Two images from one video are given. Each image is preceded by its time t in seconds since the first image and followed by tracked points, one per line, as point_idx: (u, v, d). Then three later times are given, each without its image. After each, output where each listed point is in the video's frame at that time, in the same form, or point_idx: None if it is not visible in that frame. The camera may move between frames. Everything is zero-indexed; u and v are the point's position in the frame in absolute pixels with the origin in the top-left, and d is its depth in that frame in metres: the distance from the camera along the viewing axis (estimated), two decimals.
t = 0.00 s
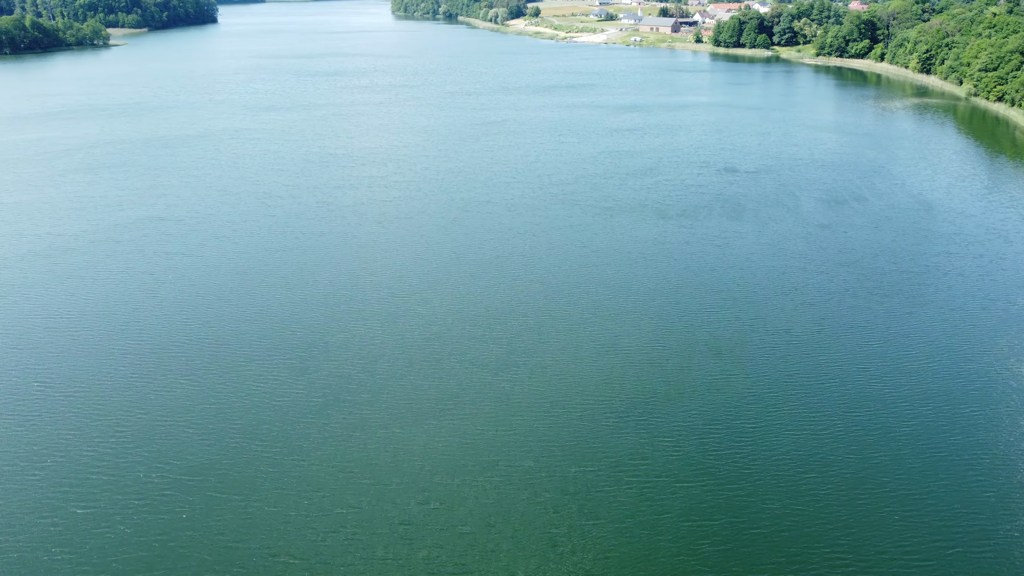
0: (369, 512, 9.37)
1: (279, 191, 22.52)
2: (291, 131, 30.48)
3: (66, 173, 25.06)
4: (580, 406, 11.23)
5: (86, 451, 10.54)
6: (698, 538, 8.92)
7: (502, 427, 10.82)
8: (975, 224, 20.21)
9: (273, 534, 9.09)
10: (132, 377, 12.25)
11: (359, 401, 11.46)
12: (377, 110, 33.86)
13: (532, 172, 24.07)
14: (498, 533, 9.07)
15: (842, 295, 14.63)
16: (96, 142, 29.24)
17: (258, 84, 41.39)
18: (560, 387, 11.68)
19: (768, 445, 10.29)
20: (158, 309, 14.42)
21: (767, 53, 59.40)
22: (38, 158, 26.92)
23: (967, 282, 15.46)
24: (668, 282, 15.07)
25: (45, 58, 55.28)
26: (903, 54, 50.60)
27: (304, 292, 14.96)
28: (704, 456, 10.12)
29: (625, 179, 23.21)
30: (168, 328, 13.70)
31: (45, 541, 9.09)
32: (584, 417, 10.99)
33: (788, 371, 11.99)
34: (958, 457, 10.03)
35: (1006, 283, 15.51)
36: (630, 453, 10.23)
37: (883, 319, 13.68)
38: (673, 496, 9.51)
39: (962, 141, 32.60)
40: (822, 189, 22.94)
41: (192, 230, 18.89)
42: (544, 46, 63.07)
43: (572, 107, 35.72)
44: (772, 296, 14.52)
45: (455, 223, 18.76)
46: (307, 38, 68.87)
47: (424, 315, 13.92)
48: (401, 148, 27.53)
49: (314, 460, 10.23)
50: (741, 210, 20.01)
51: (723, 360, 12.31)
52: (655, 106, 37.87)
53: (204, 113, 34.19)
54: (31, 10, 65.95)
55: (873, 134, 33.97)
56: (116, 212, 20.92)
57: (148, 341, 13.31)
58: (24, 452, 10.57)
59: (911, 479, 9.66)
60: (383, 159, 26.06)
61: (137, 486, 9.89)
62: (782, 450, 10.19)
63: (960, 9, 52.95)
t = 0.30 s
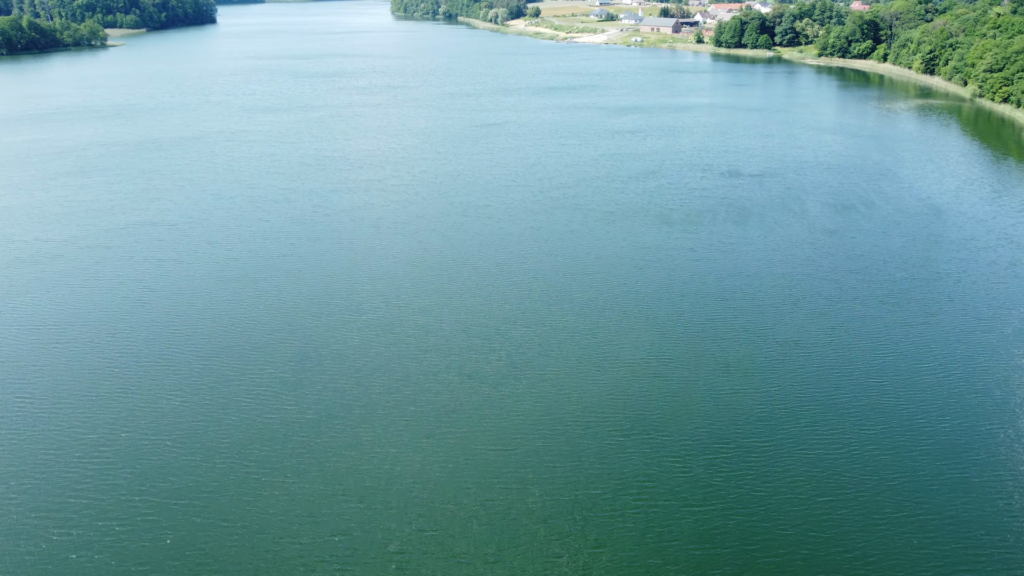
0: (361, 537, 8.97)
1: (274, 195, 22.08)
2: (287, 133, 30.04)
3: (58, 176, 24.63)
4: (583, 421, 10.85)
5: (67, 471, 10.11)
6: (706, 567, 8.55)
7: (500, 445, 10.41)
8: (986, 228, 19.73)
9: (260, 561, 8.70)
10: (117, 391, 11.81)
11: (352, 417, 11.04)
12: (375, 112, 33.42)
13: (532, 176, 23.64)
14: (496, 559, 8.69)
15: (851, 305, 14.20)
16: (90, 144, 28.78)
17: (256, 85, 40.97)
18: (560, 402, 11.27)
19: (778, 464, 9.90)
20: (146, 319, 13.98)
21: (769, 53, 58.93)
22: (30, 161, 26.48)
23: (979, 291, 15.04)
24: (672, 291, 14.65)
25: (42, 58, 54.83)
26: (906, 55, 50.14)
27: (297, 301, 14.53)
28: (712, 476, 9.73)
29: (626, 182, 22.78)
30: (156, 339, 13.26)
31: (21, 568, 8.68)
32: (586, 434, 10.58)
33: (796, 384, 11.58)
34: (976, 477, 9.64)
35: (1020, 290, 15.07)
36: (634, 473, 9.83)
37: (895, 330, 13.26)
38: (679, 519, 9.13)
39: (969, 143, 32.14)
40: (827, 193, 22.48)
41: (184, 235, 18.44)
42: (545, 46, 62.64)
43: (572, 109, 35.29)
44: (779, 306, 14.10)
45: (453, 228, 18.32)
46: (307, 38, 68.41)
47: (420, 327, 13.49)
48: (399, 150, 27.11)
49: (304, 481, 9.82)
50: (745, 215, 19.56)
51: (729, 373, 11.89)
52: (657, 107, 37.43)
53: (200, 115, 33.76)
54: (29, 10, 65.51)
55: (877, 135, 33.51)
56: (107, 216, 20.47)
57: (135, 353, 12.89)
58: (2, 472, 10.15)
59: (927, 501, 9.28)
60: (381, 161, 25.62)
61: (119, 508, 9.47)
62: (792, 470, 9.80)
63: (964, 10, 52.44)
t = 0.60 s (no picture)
0: (355, 565, 8.58)
1: (270, 198, 21.63)
2: (284, 135, 29.59)
3: (50, 178, 24.18)
4: (587, 437, 10.45)
5: (47, 491, 9.68)
6: None
7: (500, 464, 10.00)
8: (997, 233, 19.28)
9: None
10: (102, 405, 11.39)
11: (346, 434, 10.62)
12: (373, 114, 32.97)
13: (532, 178, 23.21)
14: None
15: (861, 314, 13.79)
16: (84, 146, 28.32)
17: (253, 86, 40.48)
18: (563, 418, 10.86)
19: (790, 484, 9.51)
20: (135, 330, 13.55)
21: (770, 54, 58.42)
22: (22, 163, 26.02)
23: (993, 299, 14.60)
24: (677, 300, 14.23)
25: (40, 59, 54.36)
26: (910, 55, 49.65)
27: (291, 310, 14.10)
28: (723, 497, 9.35)
29: (629, 185, 22.34)
30: (144, 351, 12.83)
31: None
32: (590, 451, 10.17)
33: (808, 399, 11.18)
34: (998, 499, 9.25)
35: None
36: (641, 493, 9.45)
37: (908, 341, 12.84)
38: (689, 545, 8.74)
39: (975, 144, 31.65)
40: (834, 196, 22.04)
41: (177, 239, 17.99)
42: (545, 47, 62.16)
43: (573, 110, 34.83)
44: (788, 315, 13.68)
45: (451, 232, 17.87)
46: (306, 38, 67.94)
47: (417, 338, 13.07)
48: (397, 152, 26.65)
49: (296, 504, 9.40)
50: (751, 219, 19.13)
51: (737, 386, 11.48)
52: (659, 109, 36.98)
53: (196, 116, 33.32)
54: (26, 10, 65.02)
55: (882, 137, 33.05)
56: (98, 220, 20.02)
57: (122, 364, 12.47)
58: None
59: (947, 525, 8.89)
60: (379, 164, 25.18)
61: (101, 533, 9.05)
62: (806, 491, 9.40)
63: (968, 10, 51.96)
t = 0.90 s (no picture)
0: None
1: (266, 200, 21.17)
2: (281, 136, 29.14)
3: (43, 181, 23.78)
4: (592, 455, 10.15)
5: (29, 512, 9.32)
6: None
7: (502, 484, 9.69)
8: (1007, 236, 18.87)
9: None
10: (89, 419, 11.02)
11: (341, 452, 10.26)
12: (372, 115, 32.50)
13: (533, 181, 22.79)
14: None
15: (873, 323, 13.40)
16: (78, 148, 27.88)
17: (251, 87, 40.01)
18: (567, 435, 10.53)
19: (803, 506, 9.21)
20: (124, 340, 13.14)
21: (772, 54, 57.96)
22: (15, 165, 25.61)
23: (1008, 307, 14.19)
24: (683, 309, 13.84)
25: (37, 59, 53.93)
26: (913, 55, 49.19)
27: (285, 319, 13.72)
28: (735, 520, 9.05)
29: (631, 188, 21.93)
30: (133, 362, 12.44)
31: None
32: (596, 471, 9.86)
33: (820, 413, 10.84)
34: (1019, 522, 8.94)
35: None
36: (649, 516, 9.15)
37: (922, 352, 12.45)
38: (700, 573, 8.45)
39: (981, 146, 31.21)
40: (841, 199, 21.63)
41: (170, 244, 17.54)
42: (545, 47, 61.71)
43: (574, 111, 34.41)
44: (797, 324, 13.31)
45: (450, 236, 17.45)
46: (305, 39, 67.38)
47: (415, 349, 12.70)
48: (396, 154, 26.24)
49: (289, 527, 9.06)
50: (757, 224, 18.70)
51: (746, 400, 11.14)
52: (660, 110, 36.54)
53: (192, 118, 32.89)
54: (24, 10, 64.57)
55: (888, 138, 32.61)
56: (90, 223, 19.62)
57: (110, 376, 12.09)
58: None
59: (967, 551, 8.60)
60: (377, 165, 24.73)
61: (84, 558, 8.70)
62: (820, 514, 9.10)
63: (971, 10, 51.48)
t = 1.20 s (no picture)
0: None
1: (263, 203, 20.80)
2: (279, 138, 28.77)
3: (36, 183, 23.42)
4: (597, 474, 9.86)
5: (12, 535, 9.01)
6: None
7: (506, 506, 9.39)
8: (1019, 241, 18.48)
9: None
10: (76, 434, 10.69)
11: (338, 470, 9.94)
12: (371, 116, 32.10)
13: (534, 184, 22.41)
14: None
15: (884, 333, 13.04)
16: (73, 150, 27.52)
17: (249, 88, 39.60)
18: (572, 452, 10.23)
19: (818, 529, 8.92)
20: (114, 351, 12.80)
21: (774, 54, 57.53)
22: (8, 167, 25.25)
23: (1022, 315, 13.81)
24: (689, 318, 13.49)
25: (35, 59, 53.56)
26: (917, 55, 48.75)
27: (280, 328, 13.37)
28: (748, 543, 8.77)
29: (635, 191, 21.56)
30: (122, 374, 12.10)
31: None
32: (603, 491, 9.56)
33: (832, 428, 10.53)
34: None
35: None
36: (658, 539, 8.87)
37: (935, 363, 12.10)
38: None
39: (988, 147, 30.78)
40: (848, 203, 21.24)
41: (163, 248, 17.17)
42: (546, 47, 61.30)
43: (576, 112, 34.01)
44: (806, 334, 12.96)
45: (450, 241, 17.06)
46: (305, 39, 66.95)
47: (414, 361, 12.36)
48: (395, 156, 25.86)
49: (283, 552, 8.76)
50: (763, 229, 18.33)
51: (757, 415, 10.82)
52: (663, 111, 36.13)
53: (190, 119, 32.51)
54: (22, 10, 64.17)
55: (894, 140, 32.19)
56: (83, 226, 19.25)
57: (98, 388, 11.75)
58: None
59: None
60: (376, 167, 24.34)
61: None
62: (836, 538, 8.82)
63: (976, 9, 51.02)
